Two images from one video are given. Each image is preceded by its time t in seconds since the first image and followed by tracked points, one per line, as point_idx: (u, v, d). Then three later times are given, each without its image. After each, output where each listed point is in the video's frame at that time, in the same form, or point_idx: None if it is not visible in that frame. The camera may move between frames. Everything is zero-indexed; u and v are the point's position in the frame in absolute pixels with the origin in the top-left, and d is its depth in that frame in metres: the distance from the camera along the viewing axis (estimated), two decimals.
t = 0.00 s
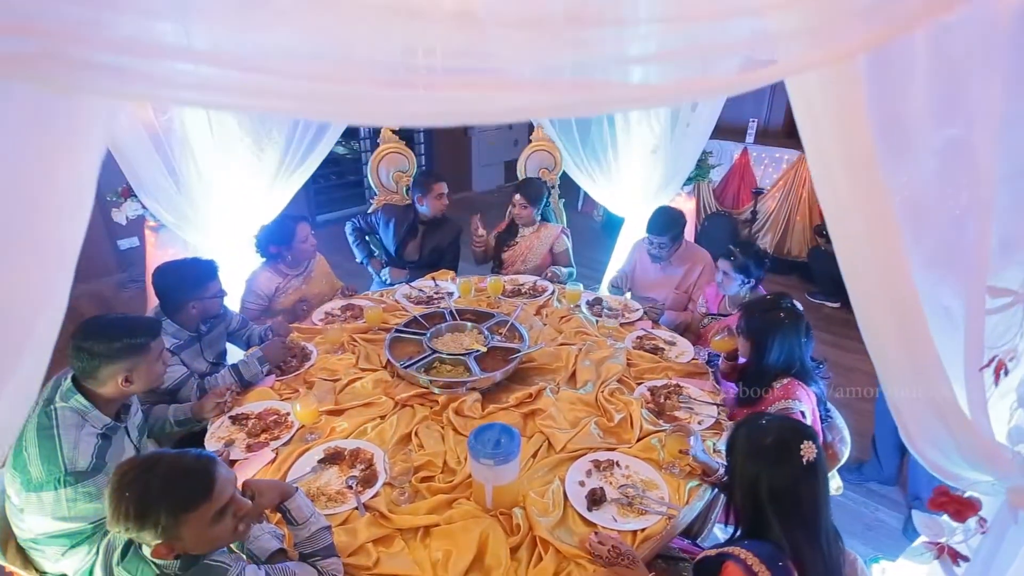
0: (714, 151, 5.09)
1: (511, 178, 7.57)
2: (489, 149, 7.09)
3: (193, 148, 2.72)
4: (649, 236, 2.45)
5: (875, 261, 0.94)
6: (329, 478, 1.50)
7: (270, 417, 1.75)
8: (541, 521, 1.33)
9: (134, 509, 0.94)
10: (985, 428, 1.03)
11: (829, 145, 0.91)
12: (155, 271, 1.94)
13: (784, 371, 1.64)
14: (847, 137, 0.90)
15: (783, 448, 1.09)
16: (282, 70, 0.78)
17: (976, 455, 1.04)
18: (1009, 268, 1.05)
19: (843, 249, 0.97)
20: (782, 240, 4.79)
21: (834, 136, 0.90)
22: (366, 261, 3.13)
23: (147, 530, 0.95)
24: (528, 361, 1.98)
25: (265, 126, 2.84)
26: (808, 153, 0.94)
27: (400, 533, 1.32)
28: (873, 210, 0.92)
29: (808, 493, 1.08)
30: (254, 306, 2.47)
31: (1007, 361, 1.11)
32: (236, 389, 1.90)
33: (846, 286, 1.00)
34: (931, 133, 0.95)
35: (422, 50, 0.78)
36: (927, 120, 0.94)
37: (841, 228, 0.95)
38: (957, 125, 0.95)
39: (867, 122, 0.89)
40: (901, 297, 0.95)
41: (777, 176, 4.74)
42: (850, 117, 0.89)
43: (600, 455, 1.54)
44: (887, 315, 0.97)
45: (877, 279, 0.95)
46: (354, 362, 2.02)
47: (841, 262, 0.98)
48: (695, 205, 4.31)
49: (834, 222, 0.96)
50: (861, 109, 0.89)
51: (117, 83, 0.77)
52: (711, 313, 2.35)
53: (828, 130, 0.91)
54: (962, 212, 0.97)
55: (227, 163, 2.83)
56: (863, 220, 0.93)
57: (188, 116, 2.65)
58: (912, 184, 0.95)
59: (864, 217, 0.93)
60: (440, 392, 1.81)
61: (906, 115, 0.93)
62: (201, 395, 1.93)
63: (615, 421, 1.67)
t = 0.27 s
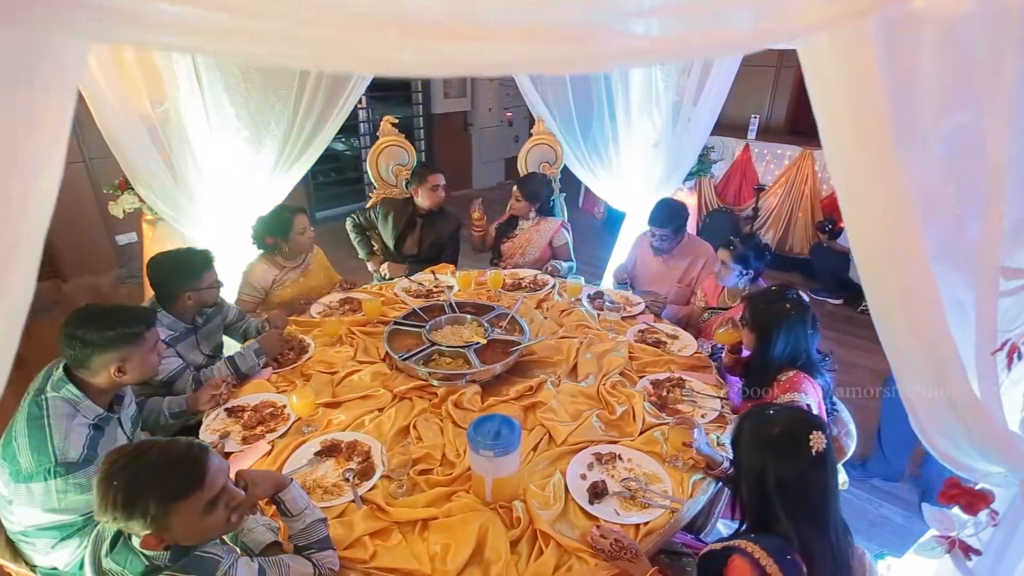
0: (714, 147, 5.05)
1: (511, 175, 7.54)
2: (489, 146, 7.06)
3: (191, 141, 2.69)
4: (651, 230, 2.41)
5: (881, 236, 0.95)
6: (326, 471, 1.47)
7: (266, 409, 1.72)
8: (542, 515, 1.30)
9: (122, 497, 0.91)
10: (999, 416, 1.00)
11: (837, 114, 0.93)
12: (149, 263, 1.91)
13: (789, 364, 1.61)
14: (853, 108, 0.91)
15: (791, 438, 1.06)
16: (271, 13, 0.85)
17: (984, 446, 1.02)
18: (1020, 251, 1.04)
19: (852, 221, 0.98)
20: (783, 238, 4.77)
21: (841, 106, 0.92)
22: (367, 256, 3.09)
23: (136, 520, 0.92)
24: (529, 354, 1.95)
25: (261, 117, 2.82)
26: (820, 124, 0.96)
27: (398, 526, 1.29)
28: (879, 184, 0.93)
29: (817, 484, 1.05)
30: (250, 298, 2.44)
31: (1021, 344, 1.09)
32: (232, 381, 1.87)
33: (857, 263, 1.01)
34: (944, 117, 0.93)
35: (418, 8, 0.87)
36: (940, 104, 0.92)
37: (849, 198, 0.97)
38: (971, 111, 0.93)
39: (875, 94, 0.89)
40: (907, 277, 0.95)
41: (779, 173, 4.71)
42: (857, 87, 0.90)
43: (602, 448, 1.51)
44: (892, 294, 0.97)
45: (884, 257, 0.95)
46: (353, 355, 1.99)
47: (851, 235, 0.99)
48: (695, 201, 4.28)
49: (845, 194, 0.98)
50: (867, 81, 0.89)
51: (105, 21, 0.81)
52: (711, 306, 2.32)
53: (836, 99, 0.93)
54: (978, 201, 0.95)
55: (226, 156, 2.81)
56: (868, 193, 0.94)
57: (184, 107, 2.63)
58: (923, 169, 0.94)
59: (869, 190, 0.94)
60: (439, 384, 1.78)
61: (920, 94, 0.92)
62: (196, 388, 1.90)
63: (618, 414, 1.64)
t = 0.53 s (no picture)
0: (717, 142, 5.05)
1: (511, 173, 7.52)
2: (489, 143, 7.05)
3: (190, 133, 2.65)
4: (652, 223, 2.39)
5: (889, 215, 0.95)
6: (323, 463, 1.44)
7: (262, 402, 1.69)
8: (543, 508, 1.27)
9: (111, 485, 0.89)
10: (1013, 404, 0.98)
11: (846, 92, 0.95)
12: (144, 253, 1.88)
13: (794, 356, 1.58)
14: (855, 90, 0.94)
15: (801, 429, 1.03)
16: None
17: (996, 435, 1.00)
18: None
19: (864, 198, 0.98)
20: (784, 234, 4.74)
21: (850, 84, 0.94)
22: (366, 253, 3.04)
23: (125, 508, 0.89)
24: (529, 347, 1.93)
25: (261, 110, 2.79)
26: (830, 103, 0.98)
27: (396, 519, 1.27)
28: (892, 156, 0.93)
29: (827, 476, 1.02)
30: (248, 291, 2.41)
31: None
32: (229, 373, 1.85)
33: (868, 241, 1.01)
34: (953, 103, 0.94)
35: None
36: (947, 91, 0.94)
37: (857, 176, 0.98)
38: (980, 98, 0.93)
39: (888, 67, 0.91)
40: (916, 257, 0.95)
41: (780, 169, 4.70)
42: (861, 68, 0.92)
43: (603, 441, 1.49)
44: (901, 275, 0.97)
45: (895, 230, 0.96)
46: (351, 348, 1.97)
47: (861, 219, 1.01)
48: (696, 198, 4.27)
49: (857, 170, 0.98)
50: (879, 52, 0.91)
51: None
52: (714, 299, 2.29)
53: (849, 72, 0.94)
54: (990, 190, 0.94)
55: (225, 149, 2.77)
56: (875, 172, 0.95)
57: (182, 99, 2.58)
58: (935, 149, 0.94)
59: (876, 168, 0.95)
60: (438, 376, 1.75)
61: (928, 78, 0.93)
62: (192, 380, 1.88)
63: (620, 407, 1.62)
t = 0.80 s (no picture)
0: (720, 138, 5.04)
1: (513, 170, 7.50)
2: (490, 140, 7.03)
3: (187, 124, 2.63)
4: (655, 215, 2.37)
5: (894, 207, 0.95)
6: (321, 454, 1.42)
7: (260, 393, 1.67)
8: (544, 499, 1.24)
9: (101, 472, 0.87)
10: None
11: (850, 85, 0.95)
12: (141, 243, 1.86)
13: (800, 348, 1.55)
14: (867, 84, 0.92)
15: (811, 416, 1.01)
16: None
17: (1010, 423, 0.96)
18: None
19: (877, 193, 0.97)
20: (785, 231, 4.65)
21: (852, 77, 0.94)
22: (368, 245, 3.02)
23: (115, 496, 0.87)
24: (531, 340, 1.90)
25: (261, 102, 2.76)
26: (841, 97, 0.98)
27: (394, 511, 1.24)
28: (898, 152, 0.91)
29: (837, 466, 1.00)
30: (249, 282, 2.38)
31: None
32: (227, 365, 1.83)
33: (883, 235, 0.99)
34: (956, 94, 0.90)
35: None
36: (954, 79, 0.90)
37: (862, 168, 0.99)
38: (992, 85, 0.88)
39: (893, 61, 0.89)
40: (923, 252, 0.93)
41: (782, 166, 4.68)
42: (871, 63, 0.91)
43: (606, 434, 1.46)
44: (912, 269, 0.95)
45: (904, 225, 0.94)
46: (350, 340, 1.94)
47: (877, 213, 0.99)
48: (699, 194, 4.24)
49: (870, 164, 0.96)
50: (884, 47, 0.89)
51: None
52: (720, 292, 2.27)
53: (861, 67, 0.92)
54: (1002, 183, 0.90)
55: (224, 142, 2.76)
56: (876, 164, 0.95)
57: (180, 90, 2.57)
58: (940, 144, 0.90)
59: (878, 161, 0.95)
60: (439, 368, 1.73)
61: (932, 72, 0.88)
62: (189, 371, 1.86)
63: (623, 399, 1.59)
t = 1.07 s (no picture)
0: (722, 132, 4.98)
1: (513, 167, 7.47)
2: (491, 137, 7.00)
3: (187, 117, 2.60)
4: (658, 209, 2.34)
5: (904, 187, 0.92)
6: (318, 445, 1.39)
7: (257, 384, 1.64)
8: (546, 490, 1.22)
9: (91, 456, 0.84)
10: None
11: (865, 58, 0.92)
12: (137, 232, 1.82)
13: (806, 340, 1.53)
14: (877, 61, 0.90)
15: (820, 404, 0.98)
16: None
17: None
18: None
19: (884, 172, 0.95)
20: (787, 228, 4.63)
21: (867, 51, 0.91)
22: (370, 241, 3.00)
23: (105, 480, 0.84)
24: (532, 332, 1.88)
25: (260, 93, 2.73)
26: (857, 71, 0.96)
27: (393, 502, 1.21)
28: (902, 135, 0.90)
29: (847, 455, 0.97)
30: (247, 274, 2.36)
31: None
32: (224, 356, 1.80)
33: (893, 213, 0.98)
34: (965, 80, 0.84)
35: None
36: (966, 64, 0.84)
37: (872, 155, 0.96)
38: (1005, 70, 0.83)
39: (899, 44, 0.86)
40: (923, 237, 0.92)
41: (784, 163, 4.66)
42: (881, 41, 0.88)
43: (608, 425, 1.43)
44: (920, 248, 0.94)
45: (906, 205, 0.93)
46: (349, 331, 1.92)
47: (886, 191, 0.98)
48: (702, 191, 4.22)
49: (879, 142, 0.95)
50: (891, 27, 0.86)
51: None
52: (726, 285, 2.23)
53: (873, 43, 0.90)
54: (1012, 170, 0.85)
55: (223, 135, 2.73)
56: (888, 150, 0.93)
57: (180, 81, 2.53)
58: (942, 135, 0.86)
59: (888, 147, 0.92)
60: (439, 359, 1.71)
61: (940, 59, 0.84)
62: (186, 362, 1.83)
63: (625, 391, 1.57)
